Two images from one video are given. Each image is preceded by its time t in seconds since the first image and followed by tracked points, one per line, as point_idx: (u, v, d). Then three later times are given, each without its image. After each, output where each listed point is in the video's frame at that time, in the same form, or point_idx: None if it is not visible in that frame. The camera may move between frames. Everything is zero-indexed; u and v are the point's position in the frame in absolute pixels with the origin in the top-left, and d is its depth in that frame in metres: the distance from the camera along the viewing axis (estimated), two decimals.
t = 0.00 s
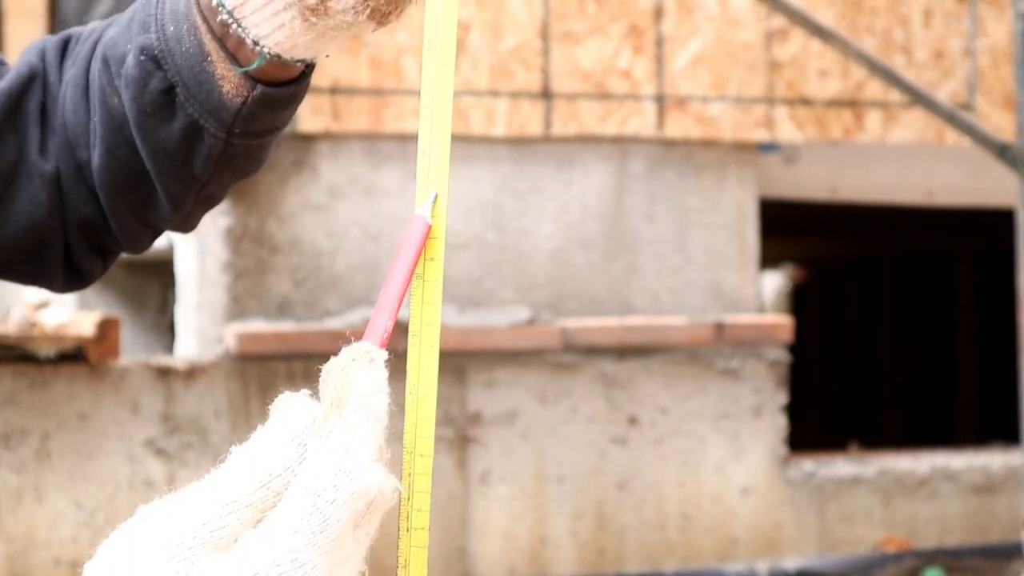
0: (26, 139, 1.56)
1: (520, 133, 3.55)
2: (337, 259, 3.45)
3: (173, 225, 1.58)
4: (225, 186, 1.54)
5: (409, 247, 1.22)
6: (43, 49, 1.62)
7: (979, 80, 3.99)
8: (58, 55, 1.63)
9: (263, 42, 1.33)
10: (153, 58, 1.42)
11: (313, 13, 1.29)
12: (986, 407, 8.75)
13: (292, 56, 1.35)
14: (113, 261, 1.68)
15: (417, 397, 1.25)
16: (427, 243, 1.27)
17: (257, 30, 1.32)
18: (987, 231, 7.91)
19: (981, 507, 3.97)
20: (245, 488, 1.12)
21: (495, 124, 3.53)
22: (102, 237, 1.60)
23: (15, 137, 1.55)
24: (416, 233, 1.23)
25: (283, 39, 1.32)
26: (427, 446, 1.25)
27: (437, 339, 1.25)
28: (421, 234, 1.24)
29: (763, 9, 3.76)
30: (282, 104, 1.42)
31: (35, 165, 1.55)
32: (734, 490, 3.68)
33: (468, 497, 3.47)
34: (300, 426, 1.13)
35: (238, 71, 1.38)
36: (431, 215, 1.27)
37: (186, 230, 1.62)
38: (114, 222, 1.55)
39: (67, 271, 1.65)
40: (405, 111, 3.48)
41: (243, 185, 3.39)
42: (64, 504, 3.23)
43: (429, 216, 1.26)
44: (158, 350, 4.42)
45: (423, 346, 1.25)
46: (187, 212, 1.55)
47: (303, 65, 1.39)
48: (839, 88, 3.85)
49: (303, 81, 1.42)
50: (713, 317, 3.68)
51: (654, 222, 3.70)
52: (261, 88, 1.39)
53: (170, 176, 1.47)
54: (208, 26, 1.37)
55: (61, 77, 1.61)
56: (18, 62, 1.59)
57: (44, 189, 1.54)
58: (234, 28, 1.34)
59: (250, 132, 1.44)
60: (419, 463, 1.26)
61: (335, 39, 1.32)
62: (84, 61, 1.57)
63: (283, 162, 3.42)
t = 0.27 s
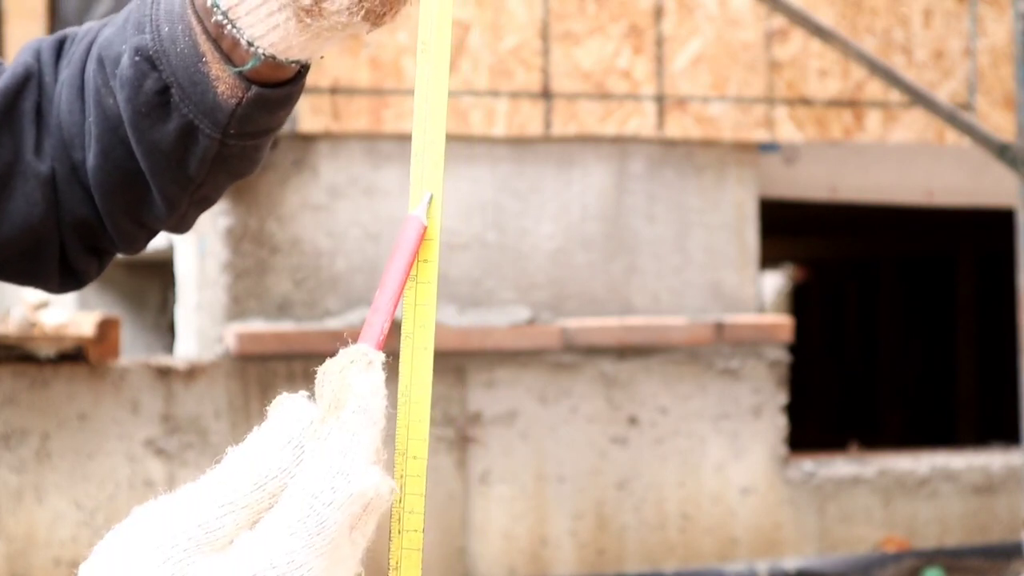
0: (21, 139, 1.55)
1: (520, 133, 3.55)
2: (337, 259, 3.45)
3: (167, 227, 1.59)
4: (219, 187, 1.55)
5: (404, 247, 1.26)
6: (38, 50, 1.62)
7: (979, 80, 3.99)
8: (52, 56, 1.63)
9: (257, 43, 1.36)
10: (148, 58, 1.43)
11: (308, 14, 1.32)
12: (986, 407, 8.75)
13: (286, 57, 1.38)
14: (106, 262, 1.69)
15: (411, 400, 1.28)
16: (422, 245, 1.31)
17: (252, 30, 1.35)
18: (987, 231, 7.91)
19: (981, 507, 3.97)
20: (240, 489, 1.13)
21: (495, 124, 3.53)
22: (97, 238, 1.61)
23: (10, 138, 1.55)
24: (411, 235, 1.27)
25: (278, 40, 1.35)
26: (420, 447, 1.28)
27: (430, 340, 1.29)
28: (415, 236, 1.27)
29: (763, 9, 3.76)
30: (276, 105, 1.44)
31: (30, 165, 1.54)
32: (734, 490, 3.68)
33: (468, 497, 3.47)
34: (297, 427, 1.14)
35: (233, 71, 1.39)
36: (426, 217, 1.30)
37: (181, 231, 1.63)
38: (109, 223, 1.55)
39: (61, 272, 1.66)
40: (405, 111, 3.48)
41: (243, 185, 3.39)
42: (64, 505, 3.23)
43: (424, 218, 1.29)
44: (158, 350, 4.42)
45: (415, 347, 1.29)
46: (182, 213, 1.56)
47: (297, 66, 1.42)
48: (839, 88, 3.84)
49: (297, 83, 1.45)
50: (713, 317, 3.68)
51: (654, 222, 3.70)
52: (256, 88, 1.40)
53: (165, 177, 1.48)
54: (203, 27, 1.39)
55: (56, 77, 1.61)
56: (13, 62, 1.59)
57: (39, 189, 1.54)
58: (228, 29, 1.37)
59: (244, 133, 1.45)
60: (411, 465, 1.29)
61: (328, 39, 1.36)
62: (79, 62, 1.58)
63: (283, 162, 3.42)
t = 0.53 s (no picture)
0: (21, 140, 1.57)
1: (520, 133, 3.55)
2: (337, 259, 3.45)
3: (167, 227, 1.61)
4: (218, 187, 1.56)
5: (400, 253, 1.32)
6: (39, 49, 1.63)
7: (979, 80, 3.98)
8: (53, 55, 1.63)
9: (254, 43, 1.36)
10: (146, 59, 1.43)
11: (303, 14, 1.32)
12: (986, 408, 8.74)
13: (283, 56, 1.38)
14: (107, 261, 1.70)
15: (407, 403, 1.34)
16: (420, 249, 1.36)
17: (249, 31, 1.35)
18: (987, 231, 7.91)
19: (982, 508, 3.96)
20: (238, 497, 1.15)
21: (495, 124, 3.53)
22: (97, 238, 1.62)
23: (11, 139, 1.57)
24: (407, 240, 1.32)
25: (274, 40, 1.35)
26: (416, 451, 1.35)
27: (426, 344, 1.34)
28: (411, 240, 1.33)
29: (763, 9, 3.76)
30: (275, 105, 1.44)
31: (31, 167, 1.56)
32: (734, 490, 3.68)
33: (468, 497, 3.47)
34: (295, 435, 1.17)
35: (230, 71, 1.40)
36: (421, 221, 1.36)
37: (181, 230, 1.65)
38: (108, 223, 1.57)
39: (62, 271, 1.68)
40: (405, 110, 3.48)
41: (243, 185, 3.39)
42: (64, 505, 3.23)
43: (419, 223, 1.35)
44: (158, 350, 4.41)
45: (412, 351, 1.35)
46: (181, 214, 1.57)
47: (296, 66, 1.43)
48: (839, 88, 3.84)
49: (296, 83, 1.45)
50: (713, 317, 3.68)
51: (654, 222, 3.70)
52: (253, 88, 1.41)
53: (163, 177, 1.49)
54: (201, 27, 1.39)
55: (56, 78, 1.62)
56: (15, 62, 1.60)
57: (39, 190, 1.56)
58: (224, 29, 1.37)
59: (243, 133, 1.45)
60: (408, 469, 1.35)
61: (325, 39, 1.36)
62: (78, 62, 1.58)
63: (283, 162, 3.42)
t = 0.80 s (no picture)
0: (23, 142, 1.60)
1: (520, 133, 3.55)
2: (337, 259, 3.45)
3: (167, 229, 1.64)
4: (218, 189, 1.58)
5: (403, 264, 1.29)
6: (40, 51, 1.66)
7: (979, 80, 3.98)
8: (54, 57, 1.66)
9: (254, 46, 1.39)
10: (146, 61, 1.46)
11: (304, 17, 1.36)
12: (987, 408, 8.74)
13: (284, 59, 1.41)
14: (107, 263, 1.73)
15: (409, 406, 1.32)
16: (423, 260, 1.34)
17: (249, 33, 1.38)
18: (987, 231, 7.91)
19: (982, 507, 3.96)
20: (243, 512, 1.15)
21: (495, 124, 3.53)
22: (97, 239, 1.65)
23: (12, 141, 1.60)
24: (411, 249, 1.30)
25: (275, 43, 1.38)
26: (418, 455, 1.32)
27: (429, 349, 1.33)
28: (416, 250, 1.30)
29: (763, 9, 3.76)
30: (275, 108, 1.47)
31: (32, 168, 1.59)
32: (734, 490, 3.68)
33: (468, 497, 3.47)
34: (303, 451, 1.16)
35: (231, 74, 1.43)
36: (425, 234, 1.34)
37: (179, 233, 1.68)
38: (108, 225, 1.59)
39: (62, 273, 1.71)
40: (405, 110, 3.48)
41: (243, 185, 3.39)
42: (64, 505, 3.23)
43: (422, 235, 1.33)
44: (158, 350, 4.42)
45: (415, 355, 1.33)
46: (181, 216, 1.60)
47: (296, 69, 1.46)
48: (839, 88, 3.84)
49: (297, 86, 1.48)
50: (713, 317, 3.68)
51: (654, 222, 3.70)
52: (253, 91, 1.43)
53: (163, 179, 1.51)
54: (201, 30, 1.42)
55: (57, 79, 1.65)
56: (16, 64, 1.63)
57: (39, 191, 1.59)
58: (225, 32, 1.40)
59: (243, 136, 1.48)
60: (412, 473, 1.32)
61: (325, 42, 1.39)
62: (79, 64, 1.61)
63: (282, 162, 3.42)
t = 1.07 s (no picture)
0: (24, 151, 1.59)
1: (520, 133, 3.55)
2: (337, 259, 3.45)
3: (168, 240, 1.62)
4: (220, 201, 1.58)
5: (405, 280, 1.21)
6: (43, 61, 1.66)
7: (979, 80, 3.98)
8: (57, 68, 1.66)
9: (259, 58, 1.41)
10: (150, 71, 1.46)
11: (309, 31, 1.39)
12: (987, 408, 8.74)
13: (288, 72, 1.43)
14: (107, 272, 1.72)
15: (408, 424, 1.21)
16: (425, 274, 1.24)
17: (254, 46, 1.41)
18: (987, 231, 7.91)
19: (982, 507, 3.97)
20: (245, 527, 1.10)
21: (495, 124, 3.53)
22: (98, 249, 1.64)
23: (14, 149, 1.58)
24: (414, 264, 1.22)
25: (280, 56, 1.40)
26: (419, 470, 1.21)
27: (430, 365, 1.22)
28: (418, 266, 1.22)
29: (763, 9, 3.76)
30: (279, 120, 1.48)
31: (33, 177, 1.58)
32: (734, 490, 3.68)
33: (468, 497, 3.47)
34: (307, 466, 1.12)
35: (235, 87, 1.43)
36: (427, 249, 1.24)
37: (181, 244, 1.66)
38: (109, 235, 1.58)
39: (62, 282, 1.69)
40: (405, 110, 3.47)
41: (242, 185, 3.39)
42: (64, 505, 3.23)
43: (425, 249, 1.23)
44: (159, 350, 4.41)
45: (415, 371, 1.22)
46: (183, 227, 1.59)
47: (299, 82, 1.47)
48: (839, 88, 3.84)
49: (300, 99, 1.49)
50: (713, 317, 3.68)
51: (654, 222, 3.70)
52: (257, 104, 1.44)
53: (166, 190, 1.51)
54: (206, 42, 1.43)
55: (60, 88, 1.64)
56: (19, 73, 1.63)
57: (41, 200, 1.58)
58: (230, 44, 1.42)
59: (246, 148, 1.48)
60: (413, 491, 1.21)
61: (330, 56, 1.42)
62: (83, 74, 1.60)
63: (282, 162, 3.42)
